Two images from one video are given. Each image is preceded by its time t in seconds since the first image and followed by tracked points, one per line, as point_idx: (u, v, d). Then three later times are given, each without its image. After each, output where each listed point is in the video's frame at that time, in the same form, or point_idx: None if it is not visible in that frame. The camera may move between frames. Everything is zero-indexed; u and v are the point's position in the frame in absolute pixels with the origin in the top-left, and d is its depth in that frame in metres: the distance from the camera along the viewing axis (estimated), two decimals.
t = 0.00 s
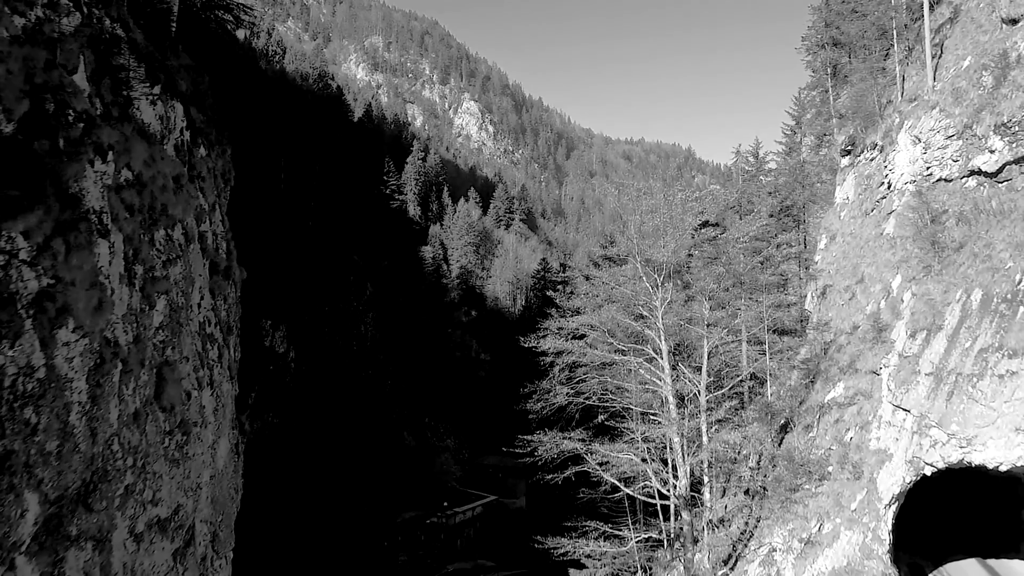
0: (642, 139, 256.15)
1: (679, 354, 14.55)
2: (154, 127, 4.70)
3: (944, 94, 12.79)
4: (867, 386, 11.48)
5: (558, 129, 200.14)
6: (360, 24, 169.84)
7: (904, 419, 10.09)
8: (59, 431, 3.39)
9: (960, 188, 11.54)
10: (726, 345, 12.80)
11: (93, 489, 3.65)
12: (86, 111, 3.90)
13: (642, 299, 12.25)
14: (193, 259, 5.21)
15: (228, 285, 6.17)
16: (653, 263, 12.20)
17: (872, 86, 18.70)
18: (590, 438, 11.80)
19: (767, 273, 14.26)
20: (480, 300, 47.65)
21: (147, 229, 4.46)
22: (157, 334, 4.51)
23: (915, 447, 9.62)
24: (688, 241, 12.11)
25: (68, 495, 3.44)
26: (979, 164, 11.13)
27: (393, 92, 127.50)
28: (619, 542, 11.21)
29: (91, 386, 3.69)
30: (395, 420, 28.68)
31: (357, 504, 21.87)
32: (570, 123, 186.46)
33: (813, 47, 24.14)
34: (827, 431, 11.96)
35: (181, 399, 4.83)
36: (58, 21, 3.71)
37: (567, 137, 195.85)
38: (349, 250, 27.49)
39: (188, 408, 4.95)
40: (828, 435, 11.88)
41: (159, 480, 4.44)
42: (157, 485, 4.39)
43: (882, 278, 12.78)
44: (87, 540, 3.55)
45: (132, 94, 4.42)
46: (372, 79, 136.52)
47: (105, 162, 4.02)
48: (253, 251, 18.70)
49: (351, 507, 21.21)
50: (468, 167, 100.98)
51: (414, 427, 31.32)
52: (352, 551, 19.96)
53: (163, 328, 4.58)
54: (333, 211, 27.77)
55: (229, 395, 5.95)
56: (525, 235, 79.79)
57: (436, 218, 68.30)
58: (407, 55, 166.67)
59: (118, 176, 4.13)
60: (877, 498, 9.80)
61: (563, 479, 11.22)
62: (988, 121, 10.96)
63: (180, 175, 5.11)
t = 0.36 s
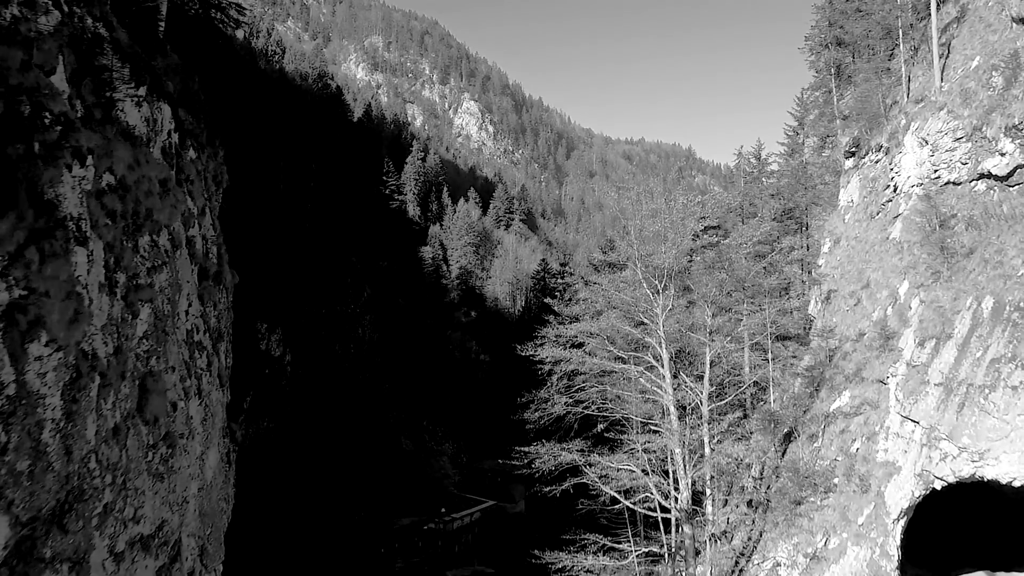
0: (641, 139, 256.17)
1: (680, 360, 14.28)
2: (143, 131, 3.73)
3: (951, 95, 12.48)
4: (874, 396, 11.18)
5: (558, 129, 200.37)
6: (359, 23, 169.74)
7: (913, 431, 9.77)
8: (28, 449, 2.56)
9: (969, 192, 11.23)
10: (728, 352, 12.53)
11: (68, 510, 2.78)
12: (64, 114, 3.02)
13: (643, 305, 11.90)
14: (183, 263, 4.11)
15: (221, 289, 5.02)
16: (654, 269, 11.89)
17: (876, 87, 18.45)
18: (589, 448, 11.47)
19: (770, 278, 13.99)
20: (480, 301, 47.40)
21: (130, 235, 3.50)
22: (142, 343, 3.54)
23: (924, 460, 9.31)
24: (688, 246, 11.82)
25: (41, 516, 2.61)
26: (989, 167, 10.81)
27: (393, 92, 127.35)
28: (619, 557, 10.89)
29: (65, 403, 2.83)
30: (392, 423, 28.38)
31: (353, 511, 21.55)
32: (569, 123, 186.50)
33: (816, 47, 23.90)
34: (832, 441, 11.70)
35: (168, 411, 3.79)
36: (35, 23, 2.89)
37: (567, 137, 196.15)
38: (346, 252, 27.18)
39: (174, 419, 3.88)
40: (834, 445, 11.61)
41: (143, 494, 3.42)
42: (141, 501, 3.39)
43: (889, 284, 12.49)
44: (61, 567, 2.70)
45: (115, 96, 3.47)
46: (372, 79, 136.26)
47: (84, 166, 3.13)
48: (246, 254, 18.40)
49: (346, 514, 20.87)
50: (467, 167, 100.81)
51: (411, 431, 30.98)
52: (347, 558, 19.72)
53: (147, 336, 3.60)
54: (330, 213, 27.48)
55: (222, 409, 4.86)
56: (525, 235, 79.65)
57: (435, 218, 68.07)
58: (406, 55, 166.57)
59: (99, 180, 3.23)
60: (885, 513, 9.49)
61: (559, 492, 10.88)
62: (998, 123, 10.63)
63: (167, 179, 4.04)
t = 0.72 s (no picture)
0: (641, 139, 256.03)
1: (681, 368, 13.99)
2: (124, 130, 4.34)
3: (960, 96, 12.17)
4: (881, 406, 10.87)
5: (558, 129, 200.06)
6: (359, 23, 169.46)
7: (922, 444, 9.44)
8: (6, 458, 2.95)
9: (979, 196, 10.89)
10: (731, 361, 12.23)
11: (40, 532, 3.14)
12: (40, 116, 3.48)
13: (646, 313, 11.55)
14: (165, 269, 4.74)
15: (209, 297, 5.71)
16: (654, 274, 11.57)
17: (881, 87, 18.14)
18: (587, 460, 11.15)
19: (773, 283, 13.71)
20: (480, 302, 47.17)
21: (111, 241, 4.04)
22: (122, 354, 4.06)
23: (933, 474, 8.96)
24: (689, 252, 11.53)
25: (14, 536, 2.96)
26: (999, 170, 10.46)
27: (393, 91, 126.99)
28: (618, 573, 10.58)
29: (38, 420, 3.20)
30: (389, 427, 28.09)
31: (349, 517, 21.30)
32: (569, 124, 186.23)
33: (819, 47, 23.61)
34: (837, 452, 11.39)
35: (149, 423, 4.29)
36: (8, 19, 3.36)
37: (566, 137, 195.88)
38: (344, 254, 26.91)
39: (157, 432, 4.42)
40: (838, 456, 11.31)
41: (123, 512, 3.88)
42: (122, 519, 3.85)
43: (896, 290, 12.18)
44: None
45: (98, 98, 4.03)
46: (372, 79, 135.91)
47: (60, 171, 3.59)
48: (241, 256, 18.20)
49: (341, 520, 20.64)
50: (467, 168, 100.51)
51: (408, 436, 30.40)
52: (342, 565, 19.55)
53: (127, 347, 4.10)
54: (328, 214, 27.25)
55: (208, 416, 5.50)
56: (525, 236, 79.33)
57: (435, 218, 67.83)
58: (406, 55, 166.25)
59: (78, 187, 3.73)
60: (893, 528, 9.17)
61: (558, 506, 10.56)
62: (1008, 125, 10.30)
63: (153, 184, 4.69)
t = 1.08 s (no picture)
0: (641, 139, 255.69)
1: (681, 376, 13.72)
2: (105, 134, 4.74)
3: (968, 97, 11.87)
4: (888, 417, 10.56)
5: (557, 129, 199.80)
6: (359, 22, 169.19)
7: (932, 457, 9.09)
8: None
9: (989, 200, 10.57)
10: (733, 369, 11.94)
11: (10, 554, 3.39)
12: (15, 120, 3.73)
13: (647, 321, 11.22)
14: (147, 276, 5.19)
15: (196, 302, 6.43)
16: (654, 280, 11.24)
17: (886, 88, 17.85)
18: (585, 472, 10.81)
19: (776, 289, 13.45)
20: (479, 304, 46.89)
21: (89, 248, 4.36)
22: (103, 364, 4.44)
23: (944, 489, 8.60)
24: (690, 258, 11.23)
25: None
26: (1010, 173, 10.13)
27: (393, 91, 126.69)
28: None
29: (9, 439, 3.42)
30: (387, 431, 27.78)
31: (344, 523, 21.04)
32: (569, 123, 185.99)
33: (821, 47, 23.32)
34: (843, 463, 11.09)
35: (131, 438, 4.74)
36: None
37: (566, 137, 195.66)
38: (342, 256, 26.58)
39: (139, 446, 4.86)
40: (844, 468, 11.02)
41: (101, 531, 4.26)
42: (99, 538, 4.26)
43: (903, 297, 11.87)
44: None
45: (77, 100, 4.38)
46: (372, 78, 135.55)
47: (34, 176, 3.82)
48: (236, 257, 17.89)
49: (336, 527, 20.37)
50: (467, 168, 100.23)
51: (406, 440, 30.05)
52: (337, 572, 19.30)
53: (109, 357, 4.52)
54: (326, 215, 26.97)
55: (195, 429, 6.20)
56: (525, 236, 79.03)
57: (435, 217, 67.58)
58: (406, 55, 165.95)
59: (55, 192, 4.00)
60: (902, 545, 8.84)
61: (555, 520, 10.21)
62: (1019, 127, 9.97)
63: (135, 187, 5.14)
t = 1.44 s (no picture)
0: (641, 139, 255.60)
1: (683, 384, 13.46)
2: (90, 137, 5.27)
3: (975, 99, 11.55)
4: (896, 428, 10.23)
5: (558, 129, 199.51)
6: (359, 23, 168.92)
7: (942, 471, 8.70)
8: None
9: (999, 205, 10.24)
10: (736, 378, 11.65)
11: None
12: None
13: (647, 329, 10.92)
14: (130, 285, 5.68)
15: (185, 309, 6.96)
16: (654, 287, 10.93)
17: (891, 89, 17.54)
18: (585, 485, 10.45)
19: (780, 295, 13.19)
20: (479, 305, 46.61)
21: (68, 254, 4.80)
22: (82, 375, 4.88)
23: (955, 505, 8.16)
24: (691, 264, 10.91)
25: None
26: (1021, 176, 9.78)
27: (393, 91, 126.38)
28: None
29: None
30: (384, 435, 27.46)
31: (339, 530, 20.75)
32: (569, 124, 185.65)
33: (824, 47, 23.02)
34: (849, 475, 10.81)
35: (111, 454, 5.16)
36: None
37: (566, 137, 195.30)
38: (338, 257, 26.15)
39: (120, 459, 5.30)
40: (849, 480, 10.74)
41: (77, 551, 4.66)
42: (75, 559, 4.62)
43: (910, 303, 11.56)
44: None
45: (57, 104, 4.85)
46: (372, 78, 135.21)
47: (10, 183, 4.21)
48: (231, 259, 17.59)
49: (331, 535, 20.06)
50: (467, 168, 99.89)
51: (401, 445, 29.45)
52: None
53: (88, 370, 4.95)
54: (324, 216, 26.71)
55: (183, 440, 6.67)
56: (525, 237, 78.66)
57: (435, 218, 67.15)
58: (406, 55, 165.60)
59: (30, 198, 4.40)
60: (912, 564, 8.48)
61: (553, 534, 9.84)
62: None
63: (118, 191, 5.64)
